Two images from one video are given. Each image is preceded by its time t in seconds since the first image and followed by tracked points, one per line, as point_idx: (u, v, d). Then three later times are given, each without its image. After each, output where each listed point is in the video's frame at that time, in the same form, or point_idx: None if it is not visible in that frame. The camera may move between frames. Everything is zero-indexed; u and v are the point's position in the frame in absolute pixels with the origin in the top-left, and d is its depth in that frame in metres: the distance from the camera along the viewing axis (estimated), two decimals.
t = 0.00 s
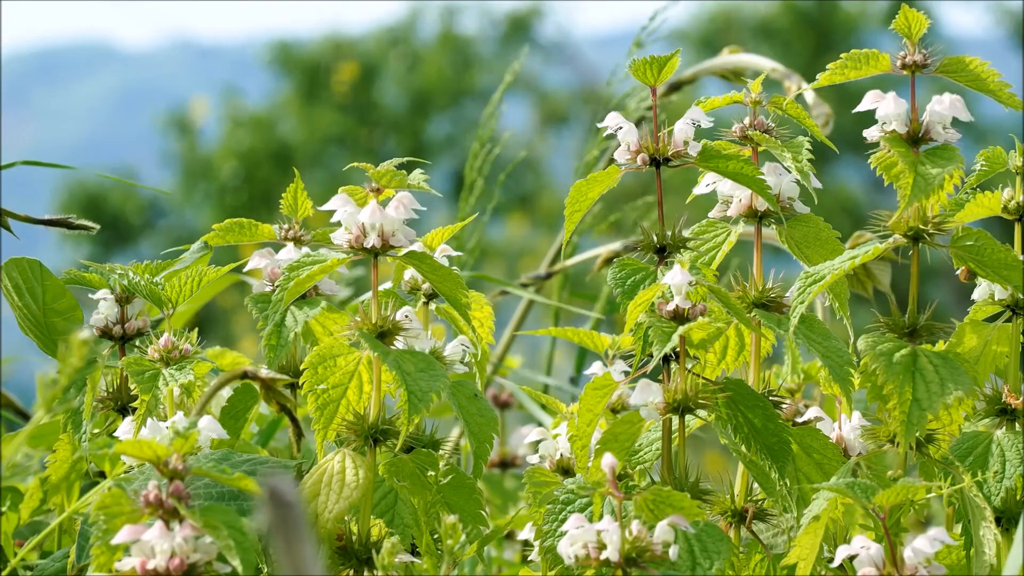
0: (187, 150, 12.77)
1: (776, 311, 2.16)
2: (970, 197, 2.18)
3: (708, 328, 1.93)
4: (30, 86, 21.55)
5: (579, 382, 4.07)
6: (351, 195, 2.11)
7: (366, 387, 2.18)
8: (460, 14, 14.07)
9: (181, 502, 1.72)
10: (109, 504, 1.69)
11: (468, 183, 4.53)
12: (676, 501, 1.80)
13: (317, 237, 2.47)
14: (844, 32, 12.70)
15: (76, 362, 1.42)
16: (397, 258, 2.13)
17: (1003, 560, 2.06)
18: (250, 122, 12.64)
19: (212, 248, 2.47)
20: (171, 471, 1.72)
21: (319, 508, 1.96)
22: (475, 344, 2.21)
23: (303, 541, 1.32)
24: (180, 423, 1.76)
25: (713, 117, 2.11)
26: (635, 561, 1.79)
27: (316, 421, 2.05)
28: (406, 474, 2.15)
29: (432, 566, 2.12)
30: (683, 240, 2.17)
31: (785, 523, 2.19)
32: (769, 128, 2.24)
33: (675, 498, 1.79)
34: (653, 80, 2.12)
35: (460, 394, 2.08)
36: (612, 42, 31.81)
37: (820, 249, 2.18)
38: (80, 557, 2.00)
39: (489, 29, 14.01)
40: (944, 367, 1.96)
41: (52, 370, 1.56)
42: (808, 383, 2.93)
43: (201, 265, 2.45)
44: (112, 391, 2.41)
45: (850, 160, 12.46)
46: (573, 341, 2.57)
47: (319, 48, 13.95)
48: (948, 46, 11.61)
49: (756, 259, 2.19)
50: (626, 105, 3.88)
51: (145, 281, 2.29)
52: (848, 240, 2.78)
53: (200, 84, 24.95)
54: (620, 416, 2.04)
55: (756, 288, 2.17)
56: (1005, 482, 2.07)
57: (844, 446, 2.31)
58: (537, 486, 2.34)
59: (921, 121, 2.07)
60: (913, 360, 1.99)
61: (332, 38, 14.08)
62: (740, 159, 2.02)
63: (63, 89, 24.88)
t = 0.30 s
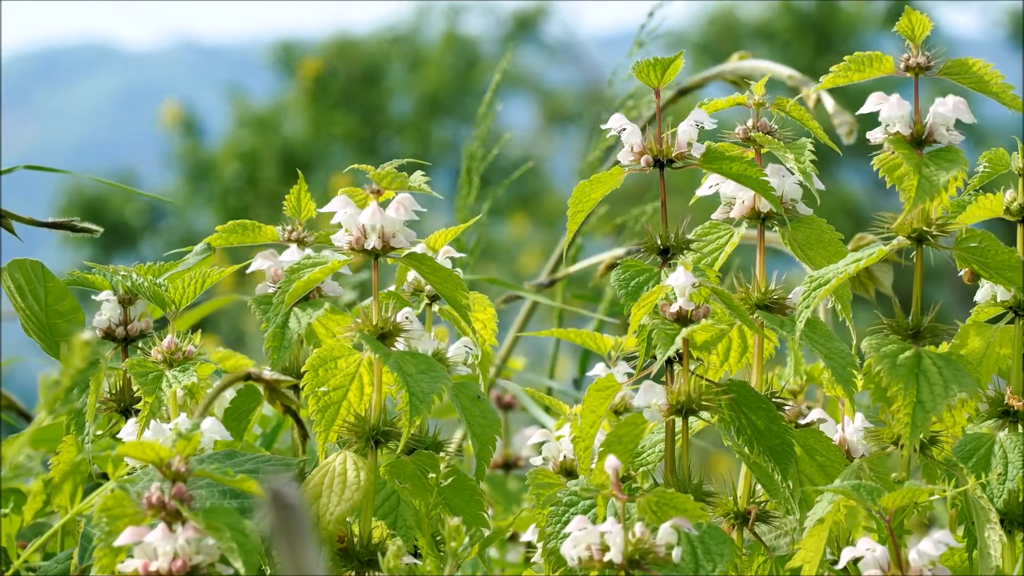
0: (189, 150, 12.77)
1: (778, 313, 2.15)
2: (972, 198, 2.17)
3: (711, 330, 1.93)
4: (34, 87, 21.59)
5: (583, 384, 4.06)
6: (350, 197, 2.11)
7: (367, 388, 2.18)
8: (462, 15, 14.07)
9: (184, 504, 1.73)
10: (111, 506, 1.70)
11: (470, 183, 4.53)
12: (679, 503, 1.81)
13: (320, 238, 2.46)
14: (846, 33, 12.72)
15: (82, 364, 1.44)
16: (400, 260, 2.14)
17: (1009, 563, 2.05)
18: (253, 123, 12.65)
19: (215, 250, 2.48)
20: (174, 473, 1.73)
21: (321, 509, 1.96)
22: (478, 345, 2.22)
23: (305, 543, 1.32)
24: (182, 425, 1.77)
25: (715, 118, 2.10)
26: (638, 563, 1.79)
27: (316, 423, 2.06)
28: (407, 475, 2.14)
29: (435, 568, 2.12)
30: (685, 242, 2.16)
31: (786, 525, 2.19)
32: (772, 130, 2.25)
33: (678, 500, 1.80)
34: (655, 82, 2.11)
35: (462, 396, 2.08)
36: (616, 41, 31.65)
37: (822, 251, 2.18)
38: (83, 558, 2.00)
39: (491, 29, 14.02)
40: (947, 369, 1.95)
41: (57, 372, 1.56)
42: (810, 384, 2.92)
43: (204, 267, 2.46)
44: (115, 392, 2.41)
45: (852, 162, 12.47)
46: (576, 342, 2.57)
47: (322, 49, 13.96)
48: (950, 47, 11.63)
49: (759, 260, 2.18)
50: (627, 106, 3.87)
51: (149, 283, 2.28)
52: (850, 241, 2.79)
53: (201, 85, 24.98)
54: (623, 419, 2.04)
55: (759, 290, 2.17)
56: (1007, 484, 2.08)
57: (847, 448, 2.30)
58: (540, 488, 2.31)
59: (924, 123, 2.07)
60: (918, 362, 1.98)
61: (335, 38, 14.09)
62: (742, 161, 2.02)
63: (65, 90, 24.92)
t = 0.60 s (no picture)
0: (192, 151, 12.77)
1: (783, 314, 2.15)
2: (978, 200, 2.17)
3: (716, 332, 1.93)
4: (40, 85, 21.65)
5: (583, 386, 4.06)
6: (364, 197, 2.10)
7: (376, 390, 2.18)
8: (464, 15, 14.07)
9: (188, 504, 1.72)
10: (116, 507, 1.71)
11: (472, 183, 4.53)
12: (684, 504, 1.82)
13: (325, 239, 2.45)
14: (849, 34, 12.72)
15: (85, 365, 1.44)
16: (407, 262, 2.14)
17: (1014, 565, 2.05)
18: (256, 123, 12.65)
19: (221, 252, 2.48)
20: (178, 475, 1.73)
21: (329, 511, 1.96)
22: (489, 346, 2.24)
23: (309, 545, 1.32)
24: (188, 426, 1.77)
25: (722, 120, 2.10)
26: (643, 564, 1.80)
27: (326, 423, 2.04)
28: (417, 477, 2.17)
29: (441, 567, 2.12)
30: (691, 243, 2.16)
31: (791, 526, 2.19)
32: (777, 131, 2.24)
33: (683, 501, 1.81)
34: (664, 83, 2.12)
35: (467, 398, 2.08)
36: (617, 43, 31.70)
37: (827, 253, 2.18)
38: (87, 561, 2.00)
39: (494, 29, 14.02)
40: (953, 371, 1.95)
41: (61, 374, 1.57)
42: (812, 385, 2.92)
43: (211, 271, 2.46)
44: (120, 394, 2.41)
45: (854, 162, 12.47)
46: (579, 343, 2.59)
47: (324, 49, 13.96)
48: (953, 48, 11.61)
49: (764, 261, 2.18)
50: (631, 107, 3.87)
51: (159, 285, 2.30)
52: (855, 243, 2.80)
53: (204, 86, 25.00)
54: (629, 419, 2.03)
55: (763, 291, 2.17)
56: (1012, 486, 2.08)
57: (849, 449, 2.30)
58: (542, 488, 2.32)
59: (932, 125, 2.07)
60: (923, 364, 1.98)
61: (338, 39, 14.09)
62: (750, 163, 2.02)
63: (73, 88, 25.00)
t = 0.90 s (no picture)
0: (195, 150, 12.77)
1: (788, 314, 2.15)
2: (986, 200, 2.17)
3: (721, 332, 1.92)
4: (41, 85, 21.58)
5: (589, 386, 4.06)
6: (379, 197, 2.11)
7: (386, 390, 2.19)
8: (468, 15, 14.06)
9: (194, 503, 1.73)
10: (122, 506, 1.71)
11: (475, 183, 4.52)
12: (689, 504, 1.81)
13: (328, 238, 2.44)
14: (854, 34, 12.70)
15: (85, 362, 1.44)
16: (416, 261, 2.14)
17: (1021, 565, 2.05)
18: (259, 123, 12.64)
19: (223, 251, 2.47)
20: (185, 474, 1.73)
21: (340, 510, 1.97)
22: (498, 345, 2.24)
23: (314, 545, 1.32)
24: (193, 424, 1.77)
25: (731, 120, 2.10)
26: (648, 564, 1.80)
27: (339, 427, 2.06)
28: (428, 477, 2.13)
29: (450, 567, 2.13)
30: (699, 243, 2.16)
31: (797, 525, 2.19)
32: (783, 131, 2.24)
33: (688, 501, 1.80)
34: (674, 83, 2.12)
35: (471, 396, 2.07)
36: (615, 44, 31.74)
37: (832, 253, 2.18)
38: (92, 561, 2.00)
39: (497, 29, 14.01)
40: (963, 371, 1.95)
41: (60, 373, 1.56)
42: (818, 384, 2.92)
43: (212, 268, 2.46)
44: (122, 393, 2.41)
45: (859, 161, 12.47)
46: (586, 341, 2.57)
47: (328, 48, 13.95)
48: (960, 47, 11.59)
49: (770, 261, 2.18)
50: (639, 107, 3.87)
51: (157, 284, 2.30)
52: (861, 243, 2.79)
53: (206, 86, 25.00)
54: (634, 419, 2.06)
55: (768, 291, 2.16)
56: (1018, 487, 2.08)
57: (854, 448, 2.30)
58: (547, 488, 2.33)
59: (946, 125, 2.07)
60: (932, 365, 1.98)
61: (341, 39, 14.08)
62: (759, 162, 2.02)
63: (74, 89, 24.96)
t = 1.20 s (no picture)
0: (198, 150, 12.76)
1: (794, 314, 2.15)
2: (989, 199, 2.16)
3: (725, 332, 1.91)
4: (43, 86, 21.55)
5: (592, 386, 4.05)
6: (368, 198, 2.10)
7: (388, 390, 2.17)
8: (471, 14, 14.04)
9: (201, 503, 1.73)
10: (129, 507, 1.71)
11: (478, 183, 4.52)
12: (697, 504, 1.82)
13: (335, 238, 2.45)
14: (858, 34, 12.69)
15: (88, 361, 1.43)
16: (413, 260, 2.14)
17: None
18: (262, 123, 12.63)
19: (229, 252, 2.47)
20: (192, 473, 1.74)
21: (336, 509, 1.96)
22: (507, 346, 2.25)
23: (317, 544, 1.32)
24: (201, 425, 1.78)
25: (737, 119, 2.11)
26: (656, 564, 1.80)
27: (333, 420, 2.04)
28: (424, 476, 2.18)
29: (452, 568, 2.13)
30: (704, 243, 2.16)
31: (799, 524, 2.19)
32: (790, 131, 2.24)
33: (697, 501, 1.80)
34: (679, 82, 2.11)
35: (476, 397, 2.09)
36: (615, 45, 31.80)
37: (839, 253, 2.18)
38: (99, 562, 1.99)
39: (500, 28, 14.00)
40: (966, 372, 1.95)
41: (64, 370, 1.55)
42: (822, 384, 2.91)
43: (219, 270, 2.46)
44: (129, 392, 2.41)
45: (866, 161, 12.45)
46: (587, 342, 2.57)
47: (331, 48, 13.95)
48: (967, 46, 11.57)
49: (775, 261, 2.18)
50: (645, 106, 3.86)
51: (168, 283, 2.30)
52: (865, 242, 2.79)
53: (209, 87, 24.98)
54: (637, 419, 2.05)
55: (774, 291, 2.16)
56: None
57: (859, 448, 2.30)
58: (549, 488, 2.35)
59: (949, 124, 2.06)
60: (935, 364, 1.98)
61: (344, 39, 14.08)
62: (764, 162, 2.01)
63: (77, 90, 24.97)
